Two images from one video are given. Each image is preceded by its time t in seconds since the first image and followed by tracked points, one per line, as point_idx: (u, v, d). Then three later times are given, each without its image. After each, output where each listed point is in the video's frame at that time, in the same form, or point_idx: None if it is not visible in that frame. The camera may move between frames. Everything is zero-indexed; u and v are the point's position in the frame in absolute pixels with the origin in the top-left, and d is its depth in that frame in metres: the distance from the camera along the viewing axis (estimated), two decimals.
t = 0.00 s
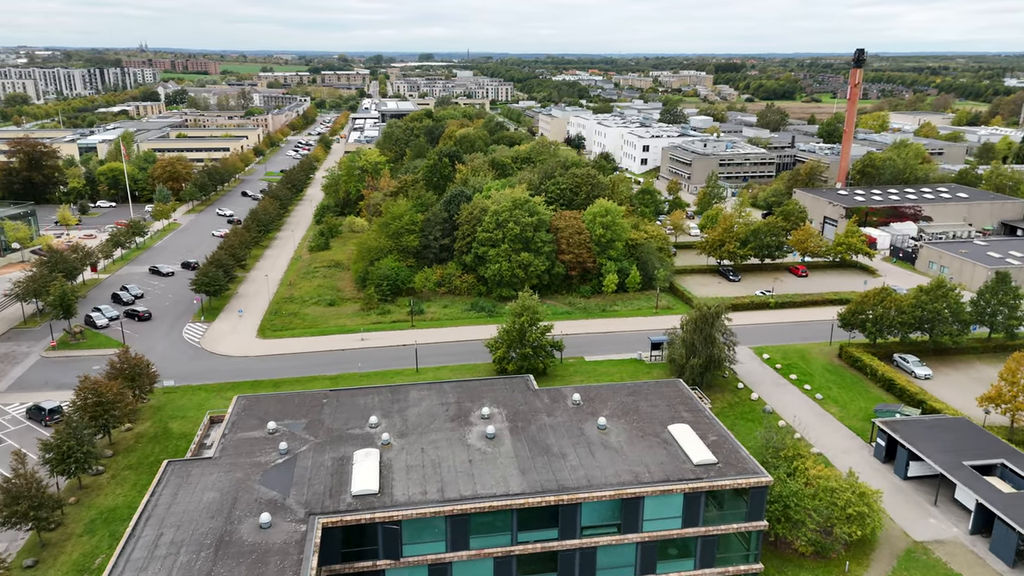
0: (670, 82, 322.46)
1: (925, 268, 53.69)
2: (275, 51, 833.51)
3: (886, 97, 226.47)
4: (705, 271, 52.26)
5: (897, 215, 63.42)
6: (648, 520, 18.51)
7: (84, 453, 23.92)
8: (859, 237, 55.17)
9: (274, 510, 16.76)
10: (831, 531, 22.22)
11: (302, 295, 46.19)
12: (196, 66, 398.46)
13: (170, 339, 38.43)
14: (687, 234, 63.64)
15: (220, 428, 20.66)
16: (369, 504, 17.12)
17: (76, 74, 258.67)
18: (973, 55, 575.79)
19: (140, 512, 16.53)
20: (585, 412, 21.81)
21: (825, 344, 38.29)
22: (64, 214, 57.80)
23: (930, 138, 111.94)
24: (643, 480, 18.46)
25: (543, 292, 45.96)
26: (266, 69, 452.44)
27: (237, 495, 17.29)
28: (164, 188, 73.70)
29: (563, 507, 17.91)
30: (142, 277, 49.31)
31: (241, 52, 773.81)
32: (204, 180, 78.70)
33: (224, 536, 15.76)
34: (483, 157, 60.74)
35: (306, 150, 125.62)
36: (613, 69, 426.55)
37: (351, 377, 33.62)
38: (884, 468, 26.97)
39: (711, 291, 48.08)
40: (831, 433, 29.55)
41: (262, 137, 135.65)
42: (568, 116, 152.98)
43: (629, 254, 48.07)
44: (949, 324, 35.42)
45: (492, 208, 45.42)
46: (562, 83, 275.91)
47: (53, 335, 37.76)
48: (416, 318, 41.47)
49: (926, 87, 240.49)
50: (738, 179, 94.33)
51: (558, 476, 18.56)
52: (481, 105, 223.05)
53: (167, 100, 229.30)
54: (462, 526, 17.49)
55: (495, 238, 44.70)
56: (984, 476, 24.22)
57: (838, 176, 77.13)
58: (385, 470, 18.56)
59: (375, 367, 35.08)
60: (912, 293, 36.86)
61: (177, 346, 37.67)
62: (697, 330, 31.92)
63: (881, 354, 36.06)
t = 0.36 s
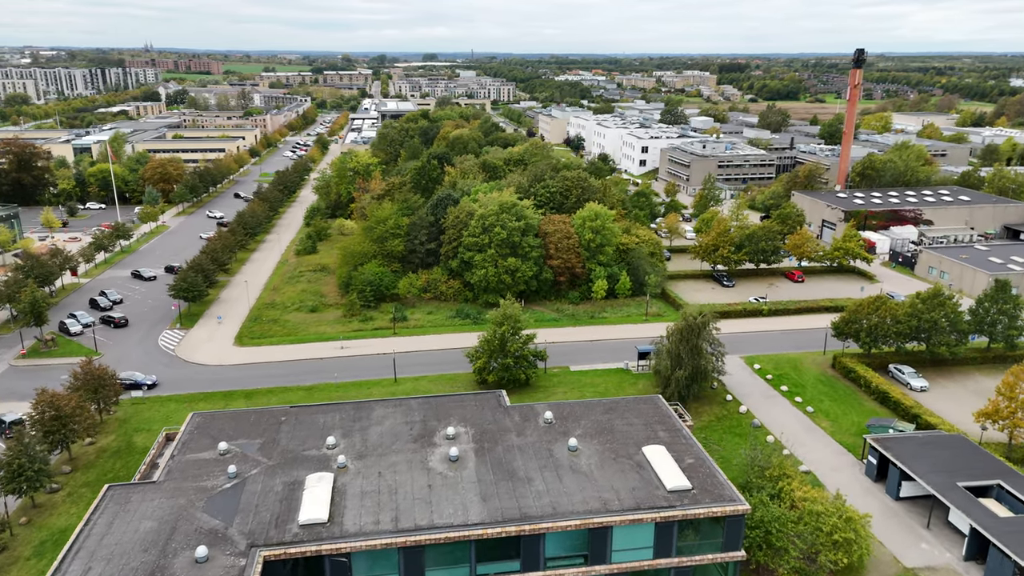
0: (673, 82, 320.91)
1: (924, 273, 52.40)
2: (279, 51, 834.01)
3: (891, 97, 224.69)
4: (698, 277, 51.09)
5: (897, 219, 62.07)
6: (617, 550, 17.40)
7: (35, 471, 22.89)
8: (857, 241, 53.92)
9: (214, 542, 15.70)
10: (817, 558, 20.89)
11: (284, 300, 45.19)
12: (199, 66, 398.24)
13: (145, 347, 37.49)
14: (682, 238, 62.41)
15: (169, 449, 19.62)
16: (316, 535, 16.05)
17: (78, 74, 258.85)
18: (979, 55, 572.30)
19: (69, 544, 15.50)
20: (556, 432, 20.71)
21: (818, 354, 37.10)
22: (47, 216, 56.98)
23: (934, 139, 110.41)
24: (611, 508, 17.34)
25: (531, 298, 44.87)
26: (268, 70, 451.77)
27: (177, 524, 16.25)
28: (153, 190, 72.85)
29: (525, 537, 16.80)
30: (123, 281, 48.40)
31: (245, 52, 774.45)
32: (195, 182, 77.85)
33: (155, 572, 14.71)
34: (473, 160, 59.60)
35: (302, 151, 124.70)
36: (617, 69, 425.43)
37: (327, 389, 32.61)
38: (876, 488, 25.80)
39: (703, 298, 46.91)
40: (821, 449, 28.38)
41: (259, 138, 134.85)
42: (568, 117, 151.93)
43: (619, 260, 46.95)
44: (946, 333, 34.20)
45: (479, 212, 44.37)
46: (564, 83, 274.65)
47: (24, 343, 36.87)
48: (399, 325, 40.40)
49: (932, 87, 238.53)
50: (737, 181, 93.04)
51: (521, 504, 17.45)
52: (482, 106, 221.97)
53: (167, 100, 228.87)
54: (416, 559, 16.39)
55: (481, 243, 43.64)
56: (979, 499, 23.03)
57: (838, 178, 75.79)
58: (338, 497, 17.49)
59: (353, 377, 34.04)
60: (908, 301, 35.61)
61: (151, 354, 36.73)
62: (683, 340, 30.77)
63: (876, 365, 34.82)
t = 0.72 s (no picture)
0: (675, 82, 319.17)
1: (924, 279, 51.06)
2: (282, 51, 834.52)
3: (895, 98, 222.86)
4: (691, 282, 49.88)
5: (896, 222, 60.72)
6: None
7: None
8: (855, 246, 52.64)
9: None
10: None
11: (264, 307, 44.10)
12: (201, 66, 397.66)
13: (117, 356, 36.48)
14: (677, 242, 61.16)
15: (113, 473, 18.54)
16: (256, 572, 14.91)
17: (78, 74, 258.74)
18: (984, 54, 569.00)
19: None
20: (525, 455, 19.54)
21: (811, 365, 35.89)
22: (30, 219, 56.10)
23: (937, 141, 108.84)
24: (576, 542, 16.16)
25: (518, 304, 43.68)
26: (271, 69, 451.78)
27: (107, 560, 15.13)
28: (141, 192, 71.93)
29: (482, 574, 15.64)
30: (102, 286, 47.43)
31: (248, 52, 774.91)
32: (185, 184, 76.94)
33: None
34: (463, 162, 58.34)
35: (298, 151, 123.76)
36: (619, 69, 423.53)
37: (300, 401, 31.52)
38: (867, 510, 24.59)
39: (695, 304, 45.70)
40: (811, 467, 27.18)
41: (255, 138, 133.97)
42: (567, 117, 150.72)
43: (609, 265, 45.74)
44: (944, 345, 32.89)
45: (464, 216, 43.19)
46: (566, 84, 273.34)
47: None
48: (380, 333, 39.27)
49: (936, 87, 236.44)
50: (736, 183, 91.72)
51: (480, 537, 16.29)
52: (483, 106, 220.89)
53: (167, 100, 228.47)
54: None
55: (466, 248, 42.46)
56: (975, 524, 21.77)
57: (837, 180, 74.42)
58: (284, 528, 16.35)
59: (328, 388, 32.92)
60: (904, 310, 34.33)
61: (123, 363, 35.70)
62: (668, 352, 29.55)
63: (871, 377, 33.56)
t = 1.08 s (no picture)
0: (677, 83, 317.70)
1: (922, 285, 49.79)
2: (283, 51, 834.30)
3: (897, 98, 221.49)
4: (682, 288, 48.70)
5: (895, 226, 59.42)
6: None
7: None
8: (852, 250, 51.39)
9: None
10: None
11: (243, 313, 43.03)
12: (202, 66, 397.14)
13: (86, 365, 35.48)
14: (671, 246, 59.94)
15: (47, 500, 17.41)
16: None
17: (78, 74, 258.39)
18: (987, 54, 566.40)
19: None
20: (488, 481, 18.37)
21: (803, 376, 34.67)
22: (10, 222, 55.18)
23: (938, 142, 107.45)
24: None
25: (503, 311, 42.51)
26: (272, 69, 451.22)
27: None
28: (128, 194, 70.95)
29: None
30: (80, 292, 46.47)
31: (249, 52, 774.93)
32: (175, 186, 75.99)
33: None
34: (451, 164, 57.10)
35: (293, 152, 122.71)
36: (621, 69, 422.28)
37: (271, 413, 30.41)
38: (856, 534, 23.38)
39: (686, 311, 44.52)
40: (799, 486, 25.98)
41: (250, 139, 133.03)
42: (566, 117, 149.55)
43: (598, 271, 44.59)
44: (940, 356, 31.63)
45: (448, 221, 42.00)
46: (566, 84, 272.13)
47: None
48: (360, 342, 38.13)
49: (938, 88, 234.67)
50: (733, 185, 90.44)
51: (431, 574, 15.11)
52: (482, 107, 219.68)
53: (165, 100, 227.88)
54: None
55: (450, 254, 41.26)
56: (969, 553, 20.53)
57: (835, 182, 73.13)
58: (221, 564, 15.20)
59: (301, 400, 31.84)
60: (899, 320, 33.08)
61: (92, 373, 34.68)
62: (651, 365, 28.35)
63: (865, 389, 32.31)
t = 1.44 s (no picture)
0: (677, 83, 316.35)
1: (919, 291, 48.54)
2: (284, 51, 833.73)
3: (898, 99, 220.16)
4: (673, 295, 47.52)
5: (892, 230, 58.20)
6: None
7: None
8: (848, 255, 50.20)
9: None
10: None
11: (220, 320, 41.93)
12: (202, 66, 396.49)
13: (53, 376, 34.42)
14: (663, 251, 58.77)
15: None
16: None
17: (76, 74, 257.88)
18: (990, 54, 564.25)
19: None
20: (445, 511, 17.20)
21: (793, 388, 33.47)
22: None
23: (938, 143, 106.13)
24: None
25: (487, 318, 41.32)
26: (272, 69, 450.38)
27: None
28: (113, 196, 69.92)
29: None
30: (55, 298, 45.43)
31: (250, 52, 774.42)
32: (163, 188, 75.01)
33: None
34: (438, 167, 55.98)
35: (287, 153, 121.65)
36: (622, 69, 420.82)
37: (238, 427, 29.27)
38: (844, 560, 22.16)
39: (675, 318, 43.35)
40: (786, 507, 24.78)
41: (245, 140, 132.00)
42: (563, 118, 148.38)
43: (586, 276, 43.44)
44: (935, 368, 30.39)
45: (430, 226, 40.83)
46: (565, 84, 271.05)
47: None
48: (337, 351, 36.98)
49: (940, 89, 233.17)
50: (730, 187, 89.21)
51: None
52: (480, 107, 218.47)
53: (163, 100, 227.02)
54: None
55: (431, 259, 40.06)
56: None
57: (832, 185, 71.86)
58: None
59: (271, 413, 30.69)
60: (892, 331, 31.93)
61: (57, 384, 33.62)
62: (631, 379, 27.13)
63: (856, 403, 31.08)
